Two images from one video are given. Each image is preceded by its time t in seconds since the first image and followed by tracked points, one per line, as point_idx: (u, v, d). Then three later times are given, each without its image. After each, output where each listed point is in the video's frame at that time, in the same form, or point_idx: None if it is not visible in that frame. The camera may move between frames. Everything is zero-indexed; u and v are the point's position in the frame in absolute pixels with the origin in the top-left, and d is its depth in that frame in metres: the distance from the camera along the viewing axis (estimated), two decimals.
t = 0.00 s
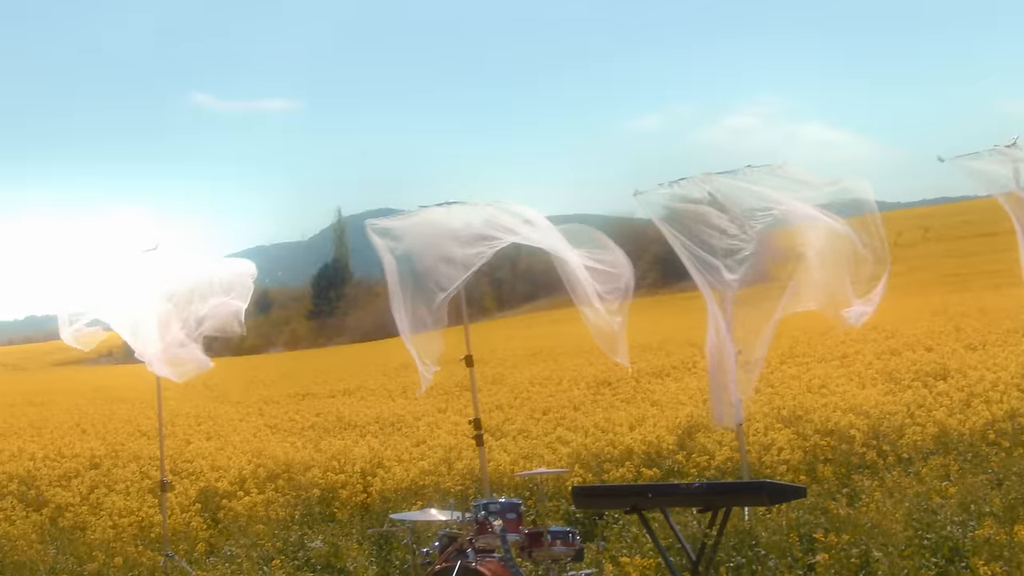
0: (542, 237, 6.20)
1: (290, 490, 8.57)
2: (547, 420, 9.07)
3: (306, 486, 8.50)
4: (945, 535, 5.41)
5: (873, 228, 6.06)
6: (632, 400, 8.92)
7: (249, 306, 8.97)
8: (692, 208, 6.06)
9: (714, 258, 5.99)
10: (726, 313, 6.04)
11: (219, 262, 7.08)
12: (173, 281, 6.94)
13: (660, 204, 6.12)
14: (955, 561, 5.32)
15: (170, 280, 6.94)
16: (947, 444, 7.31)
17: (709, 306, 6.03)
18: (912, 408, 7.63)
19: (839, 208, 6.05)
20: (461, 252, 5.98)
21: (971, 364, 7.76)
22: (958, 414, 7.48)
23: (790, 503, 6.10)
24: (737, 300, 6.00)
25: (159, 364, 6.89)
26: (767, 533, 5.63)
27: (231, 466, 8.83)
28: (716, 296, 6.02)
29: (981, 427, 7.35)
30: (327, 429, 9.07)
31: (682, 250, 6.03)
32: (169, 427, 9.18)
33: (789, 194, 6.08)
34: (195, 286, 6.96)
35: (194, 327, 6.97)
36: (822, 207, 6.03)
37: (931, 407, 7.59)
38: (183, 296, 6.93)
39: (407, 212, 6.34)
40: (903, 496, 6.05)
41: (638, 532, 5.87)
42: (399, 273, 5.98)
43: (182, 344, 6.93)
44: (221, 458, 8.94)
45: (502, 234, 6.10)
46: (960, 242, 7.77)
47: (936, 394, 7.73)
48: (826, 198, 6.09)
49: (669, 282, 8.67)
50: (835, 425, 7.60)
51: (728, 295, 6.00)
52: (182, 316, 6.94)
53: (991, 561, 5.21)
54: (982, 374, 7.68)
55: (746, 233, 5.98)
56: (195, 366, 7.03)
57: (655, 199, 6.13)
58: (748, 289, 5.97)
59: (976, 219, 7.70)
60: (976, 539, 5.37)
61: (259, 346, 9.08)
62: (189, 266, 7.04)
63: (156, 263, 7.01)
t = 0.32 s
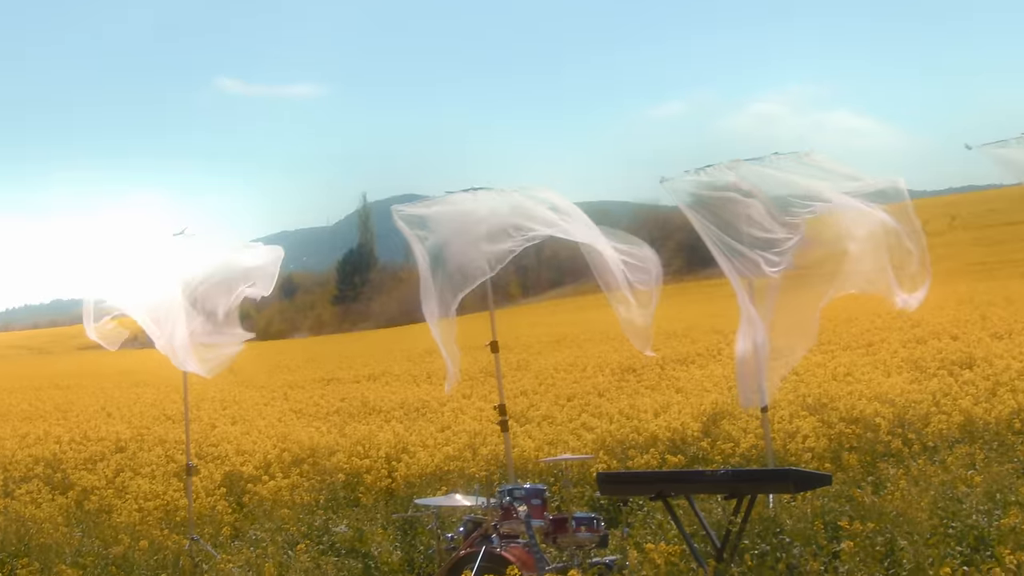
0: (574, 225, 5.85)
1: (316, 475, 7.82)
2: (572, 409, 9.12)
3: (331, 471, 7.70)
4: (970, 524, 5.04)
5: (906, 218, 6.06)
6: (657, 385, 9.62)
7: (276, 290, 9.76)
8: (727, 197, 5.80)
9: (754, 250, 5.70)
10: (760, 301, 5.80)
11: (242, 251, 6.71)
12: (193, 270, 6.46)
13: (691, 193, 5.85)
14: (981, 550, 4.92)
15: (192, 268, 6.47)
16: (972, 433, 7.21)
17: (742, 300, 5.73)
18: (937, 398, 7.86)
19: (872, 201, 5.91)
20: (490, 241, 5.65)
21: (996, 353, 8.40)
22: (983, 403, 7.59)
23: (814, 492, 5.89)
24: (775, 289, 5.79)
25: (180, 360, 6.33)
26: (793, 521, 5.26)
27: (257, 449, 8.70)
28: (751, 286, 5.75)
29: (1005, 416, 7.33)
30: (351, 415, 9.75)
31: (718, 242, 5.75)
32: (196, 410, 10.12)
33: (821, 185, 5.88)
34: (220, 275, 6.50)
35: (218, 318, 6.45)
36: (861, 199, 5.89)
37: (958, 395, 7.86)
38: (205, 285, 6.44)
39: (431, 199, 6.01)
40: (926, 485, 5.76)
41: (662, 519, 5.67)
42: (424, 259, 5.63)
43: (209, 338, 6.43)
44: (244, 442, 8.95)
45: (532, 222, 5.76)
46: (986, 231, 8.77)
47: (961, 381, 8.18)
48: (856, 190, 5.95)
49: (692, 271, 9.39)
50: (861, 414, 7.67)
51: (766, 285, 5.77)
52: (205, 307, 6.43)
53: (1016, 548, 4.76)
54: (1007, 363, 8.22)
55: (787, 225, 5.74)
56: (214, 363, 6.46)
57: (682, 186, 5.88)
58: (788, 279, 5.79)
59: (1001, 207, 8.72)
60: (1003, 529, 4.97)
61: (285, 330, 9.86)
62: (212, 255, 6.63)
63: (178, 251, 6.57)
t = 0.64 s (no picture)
0: (607, 215, 5.72)
1: (339, 458, 7.86)
2: (595, 395, 9.09)
3: (355, 454, 7.73)
4: (995, 513, 5.00)
5: (948, 201, 5.91)
6: (680, 372, 9.80)
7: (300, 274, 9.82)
8: (766, 190, 5.59)
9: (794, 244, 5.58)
10: (795, 300, 5.59)
11: (263, 240, 6.70)
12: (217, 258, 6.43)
13: (727, 187, 5.64)
14: (1005, 539, 4.88)
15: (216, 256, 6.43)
16: (997, 422, 7.17)
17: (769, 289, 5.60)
18: (962, 385, 8.02)
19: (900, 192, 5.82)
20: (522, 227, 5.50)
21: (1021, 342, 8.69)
22: (1009, 392, 7.72)
23: (838, 480, 5.83)
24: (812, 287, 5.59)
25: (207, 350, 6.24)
26: (816, 508, 5.18)
27: (280, 432, 8.70)
28: (784, 280, 5.59)
29: None
30: (375, 398, 9.97)
31: (756, 237, 5.59)
32: (219, 394, 10.33)
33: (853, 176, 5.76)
34: (245, 262, 6.48)
35: (243, 304, 6.42)
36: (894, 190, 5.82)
37: (981, 383, 8.04)
38: (229, 272, 6.41)
39: (457, 183, 5.86)
40: (951, 473, 5.66)
41: (686, 505, 5.60)
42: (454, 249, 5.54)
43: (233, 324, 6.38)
44: (269, 425, 8.94)
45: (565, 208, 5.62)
46: (1010, 219, 9.23)
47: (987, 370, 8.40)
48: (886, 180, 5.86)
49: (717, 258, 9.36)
50: (885, 402, 7.68)
51: (801, 281, 5.58)
52: (231, 293, 6.38)
53: None
54: None
55: (823, 220, 5.60)
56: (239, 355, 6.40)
57: (709, 173, 5.67)
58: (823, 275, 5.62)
59: None
60: None
61: (308, 313, 9.93)
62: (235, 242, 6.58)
63: (204, 237, 6.52)
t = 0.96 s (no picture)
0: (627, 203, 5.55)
1: (354, 444, 7.86)
2: (611, 383, 9.06)
3: (370, 440, 7.73)
4: (1011, 504, 4.95)
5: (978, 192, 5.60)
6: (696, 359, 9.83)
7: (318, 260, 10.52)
8: (790, 179, 5.34)
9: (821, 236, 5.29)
10: (817, 296, 5.31)
11: (277, 230, 6.65)
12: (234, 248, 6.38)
13: (746, 176, 5.44)
14: (1020, 531, 4.85)
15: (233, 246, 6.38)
16: (1013, 412, 7.12)
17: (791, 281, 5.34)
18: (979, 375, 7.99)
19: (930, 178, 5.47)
20: (540, 218, 5.35)
21: None
22: None
23: (853, 470, 5.78)
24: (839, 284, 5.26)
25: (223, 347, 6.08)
26: (832, 498, 5.12)
27: (296, 418, 8.70)
28: (809, 272, 5.29)
29: None
30: (391, 384, 9.87)
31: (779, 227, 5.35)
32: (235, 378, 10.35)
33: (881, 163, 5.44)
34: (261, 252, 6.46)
35: (259, 292, 6.39)
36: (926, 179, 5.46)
37: (999, 373, 7.98)
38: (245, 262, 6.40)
39: (476, 170, 5.71)
40: (967, 464, 5.59)
41: (701, 494, 5.55)
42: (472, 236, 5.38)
43: (248, 311, 6.33)
44: (285, 411, 8.96)
45: (585, 197, 5.45)
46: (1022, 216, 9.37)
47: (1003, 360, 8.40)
48: (916, 168, 5.52)
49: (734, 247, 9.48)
50: (901, 392, 7.66)
51: (826, 276, 5.27)
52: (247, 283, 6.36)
53: None
54: None
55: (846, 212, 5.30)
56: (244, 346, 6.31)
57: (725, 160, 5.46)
58: (857, 274, 5.25)
59: None
60: None
61: (326, 300, 10.53)
62: (250, 233, 6.54)
63: (222, 225, 6.43)
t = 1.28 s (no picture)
0: (632, 192, 5.49)
1: (358, 431, 7.86)
2: (615, 371, 9.04)
3: (374, 427, 7.73)
4: (1015, 496, 4.93)
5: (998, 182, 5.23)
6: (701, 348, 9.81)
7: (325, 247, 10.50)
8: (803, 172, 5.00)
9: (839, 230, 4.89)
10: (829, 290, 4.88)
11: (283, 219, 6.51)
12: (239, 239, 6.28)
13: (756, 164, 5.08)
14: None
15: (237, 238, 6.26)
16: (1018, 404, 7.09)
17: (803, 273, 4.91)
18: (984, 367, 7.96)
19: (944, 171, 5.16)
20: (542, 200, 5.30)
21: None
22: None
23: (857, 460, 5.76)
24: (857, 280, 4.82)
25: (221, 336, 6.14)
26: (835, 488, 5.10)
27: (301, 404, 8.68)
28: (822, 264, 4.88)
29: None
30: (396, 370, 9.99)
31: (792, 222, 4.96)
32: (241, 364, 10.39)
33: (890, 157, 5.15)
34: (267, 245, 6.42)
35: (262, 280, 6.45)
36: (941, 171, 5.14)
37: (1004, 365, 7.95)
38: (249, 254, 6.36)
39: (483, 158, 5.69)
40: (971, 455, 5.56)
41: (705, 483, 5.53)
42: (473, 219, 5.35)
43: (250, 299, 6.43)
44: (290, 397, 8.96)
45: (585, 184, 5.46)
46: None
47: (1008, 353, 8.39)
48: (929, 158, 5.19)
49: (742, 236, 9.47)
50: (906, 384, 7.64)
51: (842, 271, 4.85)
52: (250, 275, 6.38)
53: None
54: None
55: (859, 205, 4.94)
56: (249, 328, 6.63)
57: (732, 147, 5.16)
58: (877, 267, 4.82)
59: None
60: None
61: (331, 287, 10.60)
62: (255, 221, 6.36)
63: (228, 211, 6.20)
